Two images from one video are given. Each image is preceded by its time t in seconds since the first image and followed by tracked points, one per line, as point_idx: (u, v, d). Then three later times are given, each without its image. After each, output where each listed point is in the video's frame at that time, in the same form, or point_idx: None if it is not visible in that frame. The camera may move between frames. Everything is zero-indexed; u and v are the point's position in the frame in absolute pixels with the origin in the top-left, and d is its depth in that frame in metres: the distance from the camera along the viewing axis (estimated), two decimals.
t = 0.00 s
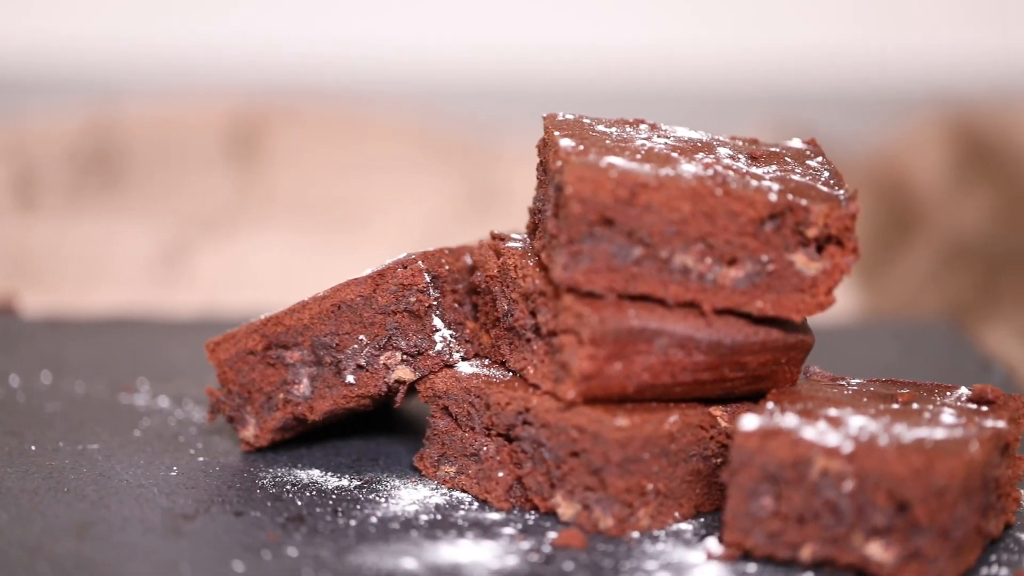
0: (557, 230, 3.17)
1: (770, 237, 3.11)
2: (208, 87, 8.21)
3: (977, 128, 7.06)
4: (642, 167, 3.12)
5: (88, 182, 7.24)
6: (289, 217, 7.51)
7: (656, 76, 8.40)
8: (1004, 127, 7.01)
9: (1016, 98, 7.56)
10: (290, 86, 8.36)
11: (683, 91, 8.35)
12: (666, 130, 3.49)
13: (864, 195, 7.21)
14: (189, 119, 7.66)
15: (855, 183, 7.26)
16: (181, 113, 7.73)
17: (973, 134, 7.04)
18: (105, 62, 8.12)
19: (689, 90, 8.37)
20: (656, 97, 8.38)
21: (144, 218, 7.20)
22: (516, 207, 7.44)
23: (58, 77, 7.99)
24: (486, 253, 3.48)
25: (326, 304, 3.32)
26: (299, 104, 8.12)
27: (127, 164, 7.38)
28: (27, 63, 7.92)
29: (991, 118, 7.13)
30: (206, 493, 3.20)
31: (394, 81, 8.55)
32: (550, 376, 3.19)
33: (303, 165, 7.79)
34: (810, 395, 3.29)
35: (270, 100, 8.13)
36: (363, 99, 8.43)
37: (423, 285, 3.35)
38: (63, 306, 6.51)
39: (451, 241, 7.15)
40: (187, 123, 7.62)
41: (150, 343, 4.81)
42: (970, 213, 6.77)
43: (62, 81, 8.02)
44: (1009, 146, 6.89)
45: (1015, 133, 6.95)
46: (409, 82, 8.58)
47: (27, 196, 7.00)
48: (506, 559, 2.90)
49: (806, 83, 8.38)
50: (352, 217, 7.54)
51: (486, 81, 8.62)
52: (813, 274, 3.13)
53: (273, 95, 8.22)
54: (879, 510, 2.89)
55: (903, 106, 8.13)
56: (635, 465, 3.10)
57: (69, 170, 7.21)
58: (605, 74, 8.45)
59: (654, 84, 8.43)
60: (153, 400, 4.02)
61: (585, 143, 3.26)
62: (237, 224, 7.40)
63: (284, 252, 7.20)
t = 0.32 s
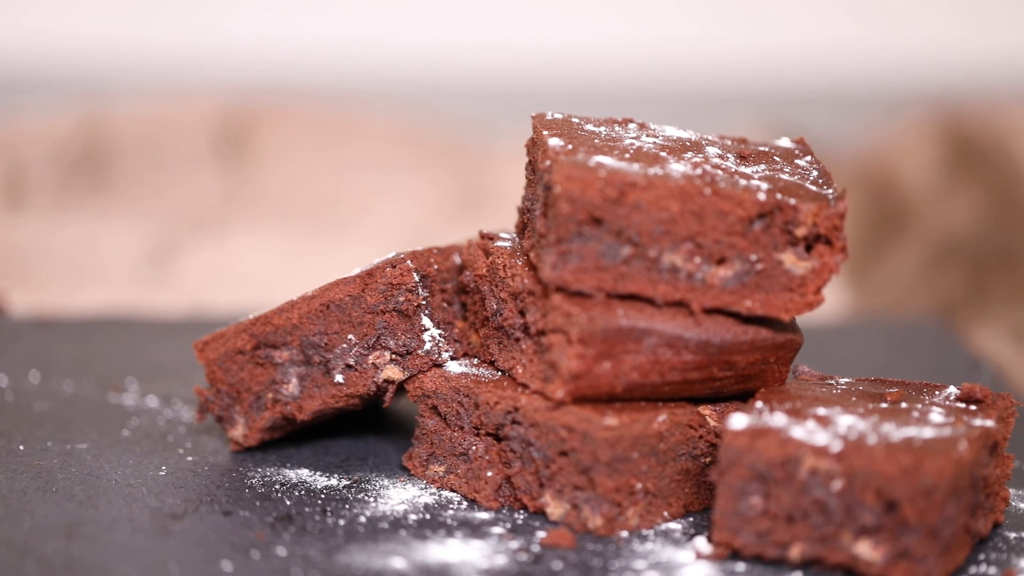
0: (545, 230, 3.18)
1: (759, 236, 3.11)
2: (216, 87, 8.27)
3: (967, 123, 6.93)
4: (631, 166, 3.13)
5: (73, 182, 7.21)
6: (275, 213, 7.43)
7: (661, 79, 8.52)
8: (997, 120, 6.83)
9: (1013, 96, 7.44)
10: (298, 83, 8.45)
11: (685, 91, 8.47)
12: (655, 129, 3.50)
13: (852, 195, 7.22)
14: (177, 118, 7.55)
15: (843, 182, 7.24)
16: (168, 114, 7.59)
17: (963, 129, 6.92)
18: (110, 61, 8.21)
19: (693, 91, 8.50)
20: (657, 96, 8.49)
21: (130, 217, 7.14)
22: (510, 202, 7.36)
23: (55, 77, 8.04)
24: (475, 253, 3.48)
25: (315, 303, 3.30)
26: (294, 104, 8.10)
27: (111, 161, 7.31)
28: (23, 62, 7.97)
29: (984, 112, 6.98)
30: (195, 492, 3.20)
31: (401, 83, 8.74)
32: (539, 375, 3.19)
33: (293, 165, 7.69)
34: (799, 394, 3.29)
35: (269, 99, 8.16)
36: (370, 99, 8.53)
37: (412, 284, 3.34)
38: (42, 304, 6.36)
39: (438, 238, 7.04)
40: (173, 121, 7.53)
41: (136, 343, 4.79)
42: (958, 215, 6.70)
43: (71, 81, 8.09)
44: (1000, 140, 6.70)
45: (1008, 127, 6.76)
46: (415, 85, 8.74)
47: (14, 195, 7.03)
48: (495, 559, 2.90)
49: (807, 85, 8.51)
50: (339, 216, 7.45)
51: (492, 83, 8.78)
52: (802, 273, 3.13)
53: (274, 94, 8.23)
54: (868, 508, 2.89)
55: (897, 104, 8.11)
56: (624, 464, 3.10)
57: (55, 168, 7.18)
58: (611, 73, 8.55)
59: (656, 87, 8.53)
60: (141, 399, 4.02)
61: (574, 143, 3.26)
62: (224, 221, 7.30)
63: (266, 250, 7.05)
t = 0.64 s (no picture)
0: (534, 229, 3.18)
1: (748, 236, 3.11)
2: (216, 87, 8.32)
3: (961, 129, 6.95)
4: (620, 166, 3.13)
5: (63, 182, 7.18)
6: (261, 213, 7.38)
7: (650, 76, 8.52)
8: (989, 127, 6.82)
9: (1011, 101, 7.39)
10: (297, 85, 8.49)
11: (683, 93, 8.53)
12: (644, 129, 3.50)
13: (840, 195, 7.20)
14: (170, 115, 7.58)
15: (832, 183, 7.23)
16: (157, 113, 7.61)
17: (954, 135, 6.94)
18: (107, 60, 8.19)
19: (688, 92, 8.55)
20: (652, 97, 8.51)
21: (121, 218, 7.11)
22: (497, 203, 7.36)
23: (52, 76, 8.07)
24: (464, 252, 3.48)
25: (304, 303, 3.30)
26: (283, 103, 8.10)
27: (101, 162, 7.29)
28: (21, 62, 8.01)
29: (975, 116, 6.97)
30: (184, 492, 3.19)
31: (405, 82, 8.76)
32: (528, 374, 3.19)
33: (287, 167, 7.67)
34: (788, 394, 3.29)
35: (264, 99, 8.13)
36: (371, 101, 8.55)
37: (401, 283, 3.34)
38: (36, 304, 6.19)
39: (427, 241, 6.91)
40: (160, 121, 7.53)
41: (123, 343, 4.78)
42: (949, 213, 6.66)
43: (70, 80, 8.11)
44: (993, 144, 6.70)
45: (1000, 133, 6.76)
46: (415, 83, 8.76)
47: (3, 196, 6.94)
48: (484, 558, 2.90)
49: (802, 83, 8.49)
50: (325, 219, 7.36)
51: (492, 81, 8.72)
52: (791, 273, 3.13)
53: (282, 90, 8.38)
54: (857, 508, 2.89)
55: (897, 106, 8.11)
56: (613, 463, 3.10)
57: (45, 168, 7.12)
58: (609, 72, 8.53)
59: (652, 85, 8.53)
60: (130, 399, 4.02)
61: (562, 142, 3.26)
62: (212, 224, 7.21)
63: (260, 252, 7.00)
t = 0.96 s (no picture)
0: (520, 229, 3.17)
1: (734, 235, 3.11)
2: (201, 88, 8.12)
3: (951, 134, 6.96)
4: (606, 165, 3.12)
5: (48, 181, 7.04)
6: (250, 215, 7.30)
7: (649, 70, 8.46)
8: (979, 131, 6.83)
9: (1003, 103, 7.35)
10: (289, 87, 8.34)
11: (684, 94, 8.44)
12: (630, 128, 3.50)
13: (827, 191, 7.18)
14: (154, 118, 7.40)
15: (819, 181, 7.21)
16: (143, 114, 7.41)
17: (944, 137, 6.95)
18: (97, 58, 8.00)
19: (688, 90, 8.47)
20: (650, 96, 8.43)
21: (110, 219, 6.99)
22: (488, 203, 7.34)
23: (38, 72, 7.94)
24: (451, 252, 3.48)
25: (290, 303, 3.30)
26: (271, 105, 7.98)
27: (87, 162, 7.17)
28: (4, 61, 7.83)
29: (965, 120, 6.98)
30: (170, 493, 3.19)
31: (402, 79, 8.61)
32: (515, 374, 3.19)
33: (271, 171, 7.61)
34: (775, 393, 3.28)
35: (253, 99, 8.08)
36: (363, 101, 8.52)
37: (387, 283, 3.32)
38: (18, 301, 5.97)
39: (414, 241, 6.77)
40: (145, 123, 7.35)
41: (110, 343, 4.77)
42: (937, 211, 6.63)
43: (56, 80, 7.97)
44: (984, 148, 6.71)
45: (990, 138, 6.76)
46: (411, 79, 8.62)
47: None
48: (470, 558, 2.89)
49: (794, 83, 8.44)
50: (318, 221, 7.27)
51: (488, 79, 8.64)
52: (778, 272, 3.13)
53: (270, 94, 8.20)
54: (844, 507, 2.89)
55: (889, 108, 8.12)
56: (599, 463, 3.09)
57: (30, 169, 7.00)
58: (600, 72, 8.47)
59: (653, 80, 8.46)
60: (117, 399, 4.02)
61: (549, 142, 3.26)
62: (201, 224, 7.14)
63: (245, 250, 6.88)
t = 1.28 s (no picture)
0: (506, 229, 3.17)
1: (720, 234, 3.11)
2: (194, 87, 8.11)
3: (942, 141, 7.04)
4: (592, 165, 3.12)
5: (34, 181, 6.94)
6: (235, 214, 7.12)
7: (648, 66, 8.46)
8: (970, 138, 6.90)
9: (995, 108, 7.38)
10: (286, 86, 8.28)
11: (686, 92, 8.43)
12: (616, 128, 3.51)
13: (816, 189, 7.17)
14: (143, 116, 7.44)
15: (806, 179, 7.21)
16: (132, 115, 7.44)
17: (930, 143, 7.05)
18: (86, 56, 7.94)
19: (685, 88, 8.45)
20: (652, 95, 8.44)
21: (97, 217, 6.80)
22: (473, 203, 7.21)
23: (29, 70, 7.88)
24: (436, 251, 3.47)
25: (276, 303, 3.29)
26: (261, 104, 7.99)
27: (74, 162, 7.09)
28: None
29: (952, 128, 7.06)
30: (155, 493, 3.19)
31: (404, 80, 8.56)
32: (500, 374, 3.19)
33: (255, 169, 7.47)
34: (761, 392, 3.28)
35: (243, 99, 8.05)
36: (356, 101, 8.39)
37: (373, 283, 3.30)
38: None
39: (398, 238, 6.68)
40: (134, 121, 7.37)
41: (97, 343, 4.76)
42: (924, 210, 6.65)
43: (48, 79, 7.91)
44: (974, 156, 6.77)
45: (981, 145, 6.82)
46: (409, 80, 8.56)
47: None
48: (455, 559, 2.89)
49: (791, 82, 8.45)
50: (307, 224, 7.02)
51: (487, 77, 8.55)
52: (763, 271, 3.13)
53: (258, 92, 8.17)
54: (830, 506, 2.89)
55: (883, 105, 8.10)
56: (585, 463, 3.09)
57: (17, 170, 6.95)
58: (599, 70, 8.42)
59: (653, 81, 8.48)
60: (102, 399, 4.02)
61: (534, 142, 3.25)
62: (188, 225, 6.95)
63: (227, 253, 6.65)
